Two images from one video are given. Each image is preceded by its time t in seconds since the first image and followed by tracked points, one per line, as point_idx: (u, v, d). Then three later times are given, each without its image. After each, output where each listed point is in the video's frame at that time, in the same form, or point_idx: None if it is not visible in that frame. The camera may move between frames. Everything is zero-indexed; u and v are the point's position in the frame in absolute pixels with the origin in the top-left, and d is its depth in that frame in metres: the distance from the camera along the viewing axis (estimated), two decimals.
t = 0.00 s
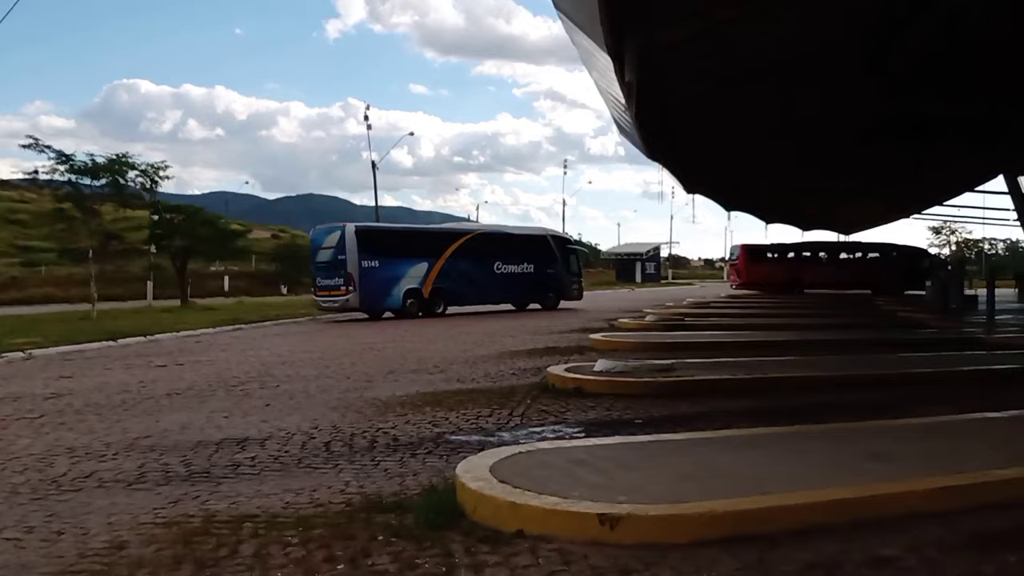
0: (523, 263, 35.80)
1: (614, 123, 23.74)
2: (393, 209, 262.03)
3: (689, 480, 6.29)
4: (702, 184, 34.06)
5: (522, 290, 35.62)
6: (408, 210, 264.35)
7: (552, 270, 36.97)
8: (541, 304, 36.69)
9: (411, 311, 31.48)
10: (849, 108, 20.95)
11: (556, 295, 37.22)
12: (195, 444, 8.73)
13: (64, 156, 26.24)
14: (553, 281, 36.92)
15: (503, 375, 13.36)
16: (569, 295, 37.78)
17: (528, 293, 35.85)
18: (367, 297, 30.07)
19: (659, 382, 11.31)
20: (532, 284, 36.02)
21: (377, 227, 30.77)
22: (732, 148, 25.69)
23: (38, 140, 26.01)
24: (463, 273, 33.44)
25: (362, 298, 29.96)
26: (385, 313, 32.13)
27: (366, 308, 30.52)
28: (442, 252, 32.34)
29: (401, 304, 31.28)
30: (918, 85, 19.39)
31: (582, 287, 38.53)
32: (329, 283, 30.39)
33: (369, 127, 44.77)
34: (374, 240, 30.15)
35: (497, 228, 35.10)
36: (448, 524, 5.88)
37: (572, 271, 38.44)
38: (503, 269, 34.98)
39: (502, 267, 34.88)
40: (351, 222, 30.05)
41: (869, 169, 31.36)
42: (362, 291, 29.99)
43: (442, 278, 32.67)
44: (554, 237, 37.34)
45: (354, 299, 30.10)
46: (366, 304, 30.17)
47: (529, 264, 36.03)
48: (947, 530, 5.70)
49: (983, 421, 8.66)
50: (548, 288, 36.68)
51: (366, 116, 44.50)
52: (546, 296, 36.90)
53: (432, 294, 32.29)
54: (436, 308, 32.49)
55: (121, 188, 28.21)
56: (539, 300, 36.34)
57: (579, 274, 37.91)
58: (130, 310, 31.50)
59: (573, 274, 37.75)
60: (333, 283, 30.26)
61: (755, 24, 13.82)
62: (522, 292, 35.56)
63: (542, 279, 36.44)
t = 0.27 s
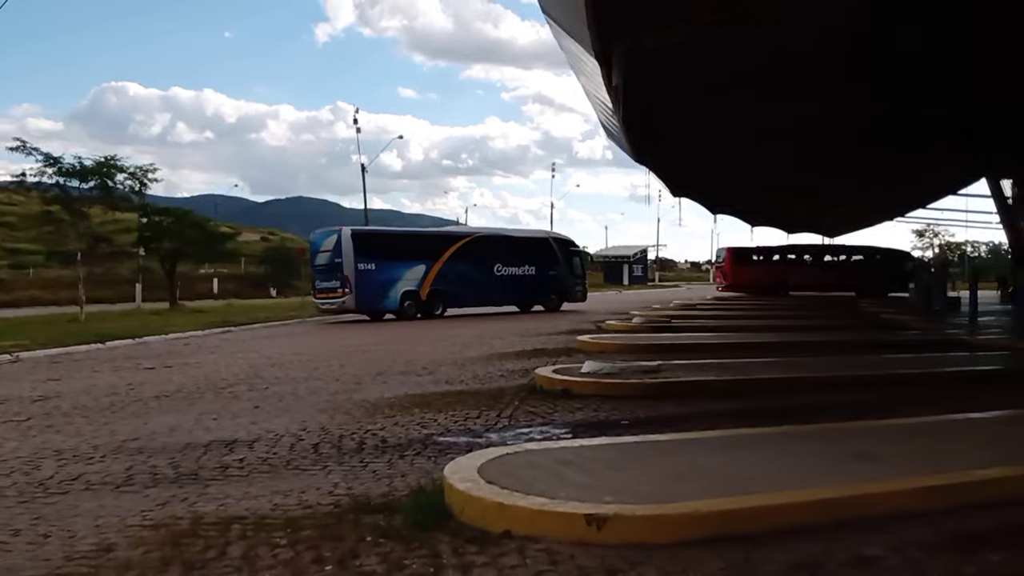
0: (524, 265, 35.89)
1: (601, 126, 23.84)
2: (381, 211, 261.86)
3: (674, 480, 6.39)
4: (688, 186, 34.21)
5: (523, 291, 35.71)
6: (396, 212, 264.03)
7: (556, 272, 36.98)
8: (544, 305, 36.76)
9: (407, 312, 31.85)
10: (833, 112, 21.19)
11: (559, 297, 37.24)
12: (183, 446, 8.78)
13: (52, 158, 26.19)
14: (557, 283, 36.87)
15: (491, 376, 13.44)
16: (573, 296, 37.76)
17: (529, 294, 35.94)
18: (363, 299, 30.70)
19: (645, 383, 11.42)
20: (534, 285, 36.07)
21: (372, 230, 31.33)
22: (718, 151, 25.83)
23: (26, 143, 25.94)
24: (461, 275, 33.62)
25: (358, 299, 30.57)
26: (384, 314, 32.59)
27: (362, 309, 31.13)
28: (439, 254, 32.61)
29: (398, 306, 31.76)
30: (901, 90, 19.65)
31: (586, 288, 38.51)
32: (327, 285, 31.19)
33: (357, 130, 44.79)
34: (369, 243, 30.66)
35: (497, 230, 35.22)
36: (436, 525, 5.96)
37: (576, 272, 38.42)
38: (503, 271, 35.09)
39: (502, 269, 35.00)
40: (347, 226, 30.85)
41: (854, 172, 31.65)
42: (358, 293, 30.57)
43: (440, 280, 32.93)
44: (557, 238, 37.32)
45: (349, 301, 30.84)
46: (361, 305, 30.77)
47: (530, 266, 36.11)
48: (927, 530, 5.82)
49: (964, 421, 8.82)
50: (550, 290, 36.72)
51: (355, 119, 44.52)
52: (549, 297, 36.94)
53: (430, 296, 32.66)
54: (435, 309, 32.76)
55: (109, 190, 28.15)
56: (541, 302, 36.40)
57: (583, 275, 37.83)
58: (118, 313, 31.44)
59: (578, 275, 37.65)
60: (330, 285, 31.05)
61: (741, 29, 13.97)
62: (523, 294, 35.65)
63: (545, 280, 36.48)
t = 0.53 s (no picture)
0: (524, 265, 35.95)
1: (588, 126, 23.85)
2: (367, 212, 261.36)
3: (659, 481, 6.40)
4: (676, 187, 34.27)
5: (524, 291, 35.76)
6: (383, 212, 263.53)
7: (557, 272, 36.98)
8: (546, 305, 36.80)
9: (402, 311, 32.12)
10: (818, 113, 21.32)
11: (561, 297, 37.26)
12: (167, 447, 8.73)
13: (35, 158, 26.02)
14: (557, 283, 36.86)
15: (477, 377, 13.43)
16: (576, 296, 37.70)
17: (529, 295, 35.98)
18: (357, 298, 31.01)
19: (632, 383, 11.44)
20: (535, 285, 36.08)
21: (367, 230, 31.62)
22: (705, 151, 25.89)
23: (9, 142, 25.76)
24: (458, 275, 33.76)
25: (352, 298, 30.91)
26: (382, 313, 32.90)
27: (357, 309, 31.44)
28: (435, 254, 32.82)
29: (393, 305, 32.03)
30: (885, 91, 19.77)
31: (589, 288, 38.45)
32: (323, 285, 31.56)
33: (343, 130, 44.73)
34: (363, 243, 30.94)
35: (495, 231, 35.34)
36: (421, 526, 5.95)
37: (578, 272, 38.38)
38: (502, 272, 35.16)
39: (501, 269, 35.08)
40: (342, 226, 31.16)
41: (839, 173, 31.82)
42: (352, 292, 30.96)
43: (437, 280, 33.12)
44: (558, 238, 37.32)
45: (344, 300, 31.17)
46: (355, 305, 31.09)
47: (531, 266, 36.15)
48: (911, 529, 5.85)
49: (948, 420, 8.87)
50: (551, 290, 36.72)
51: (342, 119, 44.46)
52: (551, 297, 36.95)
53: (426, 295, 32.88)
54: (431, 309, 33.04)
55: (94, 190, 27.99)
56: (542, 302, 36.39)
57: (585, 275, 37.75)
58: (102, 313, 31.26)
59: (581, 275, 37.58)
60: (326, 284, 31.42)
61: (728, 30, 14.01)
62: (523, 294, 35.67)
63: (546, 280, 36.49)
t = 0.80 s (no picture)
0: (524, 265, 35.98)
1: (574, 126, 23.86)
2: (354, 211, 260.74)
3: (644, 480, 6.41)
4: (662, 186, 34.32)
5: (524, 291, 35.78)
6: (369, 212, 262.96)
7: (558, 272, 36.99)
8: (548, 305, 36.82)
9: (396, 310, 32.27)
10: (804, 113, 21.40)
11: (563, 296, 37.28)
12: (151, 448, 8.68)
13: (18, 157, 25.82)
14: (558, 283, 36.86)
15: (464, 377, 13.41)
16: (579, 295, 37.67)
17: (530, 294, 36.01)
18: (351, 297, 31.22)
19: (618, 383, 11.45)
20: (535, 285, 36.09)
21: (363, 230, 31.83)
22: (691, 151, 25.94)
23: None
24: (456, 274, 33.83)
25: (346, 298, 31.13)
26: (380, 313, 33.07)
27: (351, 308, 31.63)
28: (431, 254, 32.95)
29: (388, 304, 32.15)
30: (871, 91, 19.85)
31: (591, 288, 38.42)
32: (319, 284, 31.86)
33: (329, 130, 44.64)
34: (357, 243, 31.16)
35: (494, 230, 35.38)
36: (408, 526, 5.93)
37: (580, 272, 38.38)
38: (501, 271, 35.20)
39: (501, 269, 35.12)
40: (336, 226, 31.51)
41: (824, 172, 31.94)
42: (346, 291, 31.22)
43: (434, 279, 33.22)
44: (559, 238, 37.30)
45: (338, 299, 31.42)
46: (350, 304, 31.29)
47: (531, 266, 36.17)
48: (895, 527, 5.88)
49: (932, 419, 8.92)
50: (552, 289, 36.73)
51: (328, 119, 44.37)
52: (552, 297, 36.96)
53: (423, 295, 32.98)
54: (428, 308, 33.19)
55: (77, 189, 27.80)
56: (544, 301, 36.39)
57: (587, 275, 37.71)
58: (86, 313, 31.06)
59: (583, 274, 37.54)
60: (322, 284, 31.70)
61: (715, 30, 14.03)
62: (524, 294, 35.67)
63: (547, 280, 36.50)
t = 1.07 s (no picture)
0: (524, 265, 36.13)
1: (562, 125, 23.87)
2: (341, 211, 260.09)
3: (630, 479, 6.41)
4: (649, 186, 34.36)
5: (525, 291, 35.94)
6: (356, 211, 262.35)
7: (559, 272, 37.12)
8: (550, 304, 36.97)
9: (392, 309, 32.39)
10: (790, 112, 21.50)
11: (565, 296, 37.41)
12: (136, 449, 8.63)
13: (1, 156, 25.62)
14: (559, 283, 36.99)
15: (451, 376, 13.39)
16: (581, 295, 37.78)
17: (530, 294, 36.15)
18: (347, 297, 31.33)
19: (605, 382, 11.46)
20: (536, 285, 36.23)
21: (359, 230, 31.91)
22: (677, 150, 25.99)
23: None
24: (454, 274, 34.01)
25: (342, 297, 31.23)
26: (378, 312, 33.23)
27: (348, 308, 31.73)
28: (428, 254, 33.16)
29: (385, 304, 32.27)
30: (858, 90, 19.93)
31: (593, 288, 38.53)
32: (316, 284, 31.98)
33: (316, 128, 44.51)
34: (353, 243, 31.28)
35: (493, 230, 35.55)
36: (393, 527, 5.91)
37: (582, 272, 38.49)
38: (501, 271, 35.35)
39: (500, 269, 35.28)
40: (332, 226, 31.62)
41: (810, 172, 32.09)
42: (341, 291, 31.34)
43: (431, 279, 33.36)
44: (561, 238, 37.41)
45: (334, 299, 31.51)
46: (346, 304, 31.40)
47: (531, 266, 36.32)
48: (880, 525, 5.91)
49: (917, 418, 8.96)
50: (554, 289, 36.86)
51: (314, 117, 44.23)
52: (554, 297, 37.08)
53: (420, 294, 33.07)
54: (425, 308, 33.26)
55: (61, 188, 27.61)
56: (544, 301, 36.52)
57: (590, 275, 37.79)
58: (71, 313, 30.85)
59: (585, 274, 37.63)
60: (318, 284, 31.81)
61: (701, 29, 14.06)
62: (524, 294, 35.82)
63: (548, 280, 36.63)
